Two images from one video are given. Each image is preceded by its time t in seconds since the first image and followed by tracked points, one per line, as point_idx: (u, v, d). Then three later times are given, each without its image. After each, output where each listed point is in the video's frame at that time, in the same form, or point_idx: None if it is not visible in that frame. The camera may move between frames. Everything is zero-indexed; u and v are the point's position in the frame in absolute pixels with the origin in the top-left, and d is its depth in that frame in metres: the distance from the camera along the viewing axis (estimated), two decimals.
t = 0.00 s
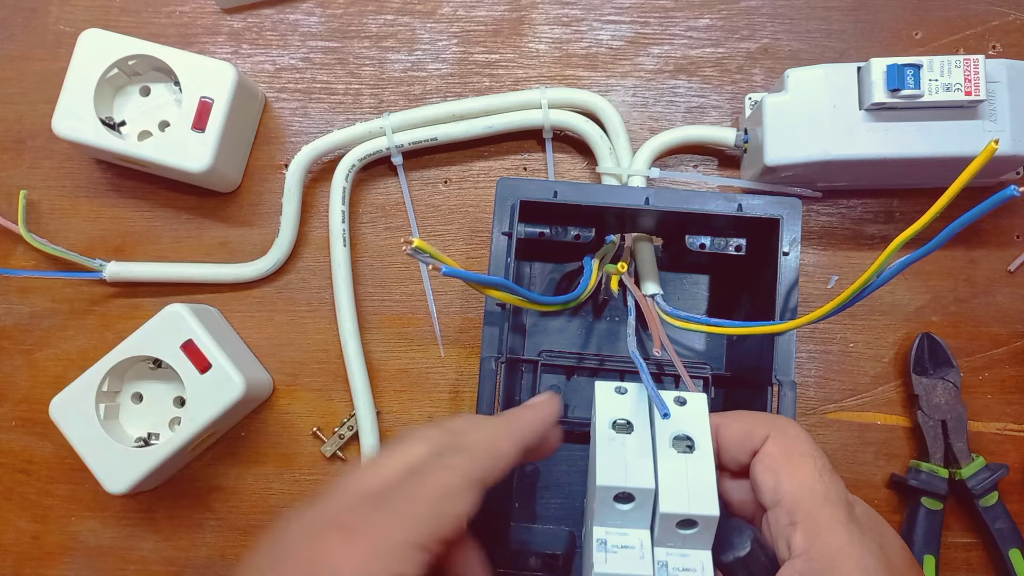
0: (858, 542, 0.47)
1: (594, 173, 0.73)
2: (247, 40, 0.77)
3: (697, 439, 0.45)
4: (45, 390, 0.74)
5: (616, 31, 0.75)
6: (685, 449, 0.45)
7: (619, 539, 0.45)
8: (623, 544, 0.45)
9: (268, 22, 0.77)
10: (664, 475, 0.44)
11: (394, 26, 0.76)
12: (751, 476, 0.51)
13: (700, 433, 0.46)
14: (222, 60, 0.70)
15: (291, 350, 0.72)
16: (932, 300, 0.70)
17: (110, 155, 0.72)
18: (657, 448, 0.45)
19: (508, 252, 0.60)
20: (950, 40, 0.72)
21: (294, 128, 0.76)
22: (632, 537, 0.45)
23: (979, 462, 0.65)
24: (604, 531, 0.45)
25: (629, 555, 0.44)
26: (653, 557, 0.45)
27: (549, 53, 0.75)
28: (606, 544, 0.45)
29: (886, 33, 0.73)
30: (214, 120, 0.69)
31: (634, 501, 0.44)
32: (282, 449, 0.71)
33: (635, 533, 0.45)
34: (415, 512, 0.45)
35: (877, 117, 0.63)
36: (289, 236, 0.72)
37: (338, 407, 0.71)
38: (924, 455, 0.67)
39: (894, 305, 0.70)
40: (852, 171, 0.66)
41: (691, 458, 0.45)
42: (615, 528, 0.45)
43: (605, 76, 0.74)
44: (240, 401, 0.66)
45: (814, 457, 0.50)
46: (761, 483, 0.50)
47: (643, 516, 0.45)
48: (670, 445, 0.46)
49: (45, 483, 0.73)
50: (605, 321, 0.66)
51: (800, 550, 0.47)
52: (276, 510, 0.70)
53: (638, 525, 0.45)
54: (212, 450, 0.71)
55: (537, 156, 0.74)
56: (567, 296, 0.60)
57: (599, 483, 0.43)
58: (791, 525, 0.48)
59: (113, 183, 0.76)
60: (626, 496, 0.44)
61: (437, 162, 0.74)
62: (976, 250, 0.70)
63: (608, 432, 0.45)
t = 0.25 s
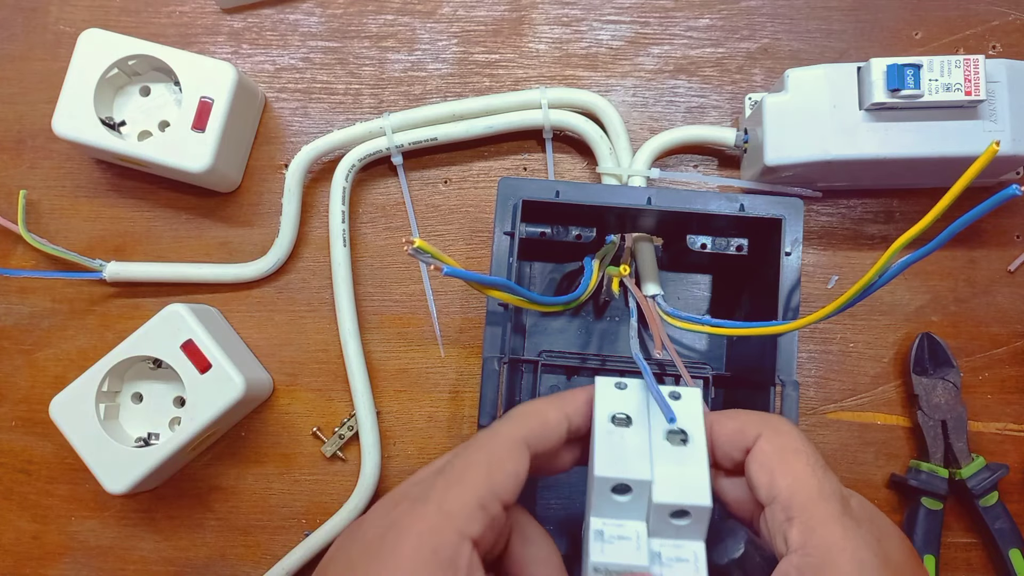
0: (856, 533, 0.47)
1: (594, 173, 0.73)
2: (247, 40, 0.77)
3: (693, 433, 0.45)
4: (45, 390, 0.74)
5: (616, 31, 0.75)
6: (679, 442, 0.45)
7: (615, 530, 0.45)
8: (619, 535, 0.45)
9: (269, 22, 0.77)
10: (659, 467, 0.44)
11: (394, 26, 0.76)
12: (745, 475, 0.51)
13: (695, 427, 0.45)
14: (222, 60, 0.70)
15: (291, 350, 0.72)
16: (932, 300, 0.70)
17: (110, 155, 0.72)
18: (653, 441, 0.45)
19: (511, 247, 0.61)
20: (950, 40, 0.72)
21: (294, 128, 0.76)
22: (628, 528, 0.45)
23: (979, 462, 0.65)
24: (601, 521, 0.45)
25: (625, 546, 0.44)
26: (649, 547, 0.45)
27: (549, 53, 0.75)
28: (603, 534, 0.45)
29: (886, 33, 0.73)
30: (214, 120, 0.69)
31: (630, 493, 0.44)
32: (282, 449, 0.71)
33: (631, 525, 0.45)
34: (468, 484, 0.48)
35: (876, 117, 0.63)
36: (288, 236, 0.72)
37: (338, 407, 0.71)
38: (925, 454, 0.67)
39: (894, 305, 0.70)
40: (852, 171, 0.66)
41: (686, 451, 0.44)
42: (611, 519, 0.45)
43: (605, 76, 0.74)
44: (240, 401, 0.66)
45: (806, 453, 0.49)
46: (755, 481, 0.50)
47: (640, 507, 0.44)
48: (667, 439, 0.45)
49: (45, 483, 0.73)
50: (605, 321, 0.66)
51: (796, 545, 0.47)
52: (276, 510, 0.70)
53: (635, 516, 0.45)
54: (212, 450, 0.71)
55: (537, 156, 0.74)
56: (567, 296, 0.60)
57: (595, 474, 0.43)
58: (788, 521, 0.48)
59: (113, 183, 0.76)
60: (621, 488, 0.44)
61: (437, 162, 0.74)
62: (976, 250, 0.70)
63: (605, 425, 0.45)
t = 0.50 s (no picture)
0: (829, 556, 0.44)
1: (594, 174, 0.73)
2: (247, 40, 0.77)
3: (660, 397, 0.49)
4: (45, 390, 0.74)
5: (616, 31, 0.75)
6: (646, 404, 0.49)
7: (584, 485, 0.47)
8: (588, 488, 0.47)
9: (268, 22, 0.77)
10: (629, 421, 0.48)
11: (394, 26, 0.76)
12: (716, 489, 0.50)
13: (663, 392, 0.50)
14: (222, 60, 0.70)
15: (291, 350, 0.72)
16: (932, 300, 0.70)
17: (110, 156, 0.72)
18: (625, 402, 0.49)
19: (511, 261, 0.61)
20: (950, 40, 0.72)
21: (294, 128, 0.76)
22: (598, 485, 0.47)
23: (979, 462, 0.65)
24: (571, 477, 0.47)
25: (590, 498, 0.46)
26: (615, 500, 0.46)
27: (549, 53, 0.75)
28: (573, 489, 0.47)
29: (886, 33, 0.73)
30: (214, 120, 0.69)
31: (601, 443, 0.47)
32: (282, 449, 0.71)
33: (599, 481, 0.47)
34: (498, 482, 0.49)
35: (876, 117, 0.63)
36: (288, 236, 0.72)
37: (338, 407, 0.71)
38: (925, 454, 0.67)
39: (894, 305, 0.70)
40: (852, 171, 0.66)
41: (650, 410, 0.49)
42: (581, 477, 0.47)
43: (605, 76, 0.74)
44: (240, 401, 0.66)
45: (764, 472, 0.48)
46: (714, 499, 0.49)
47: (607, 462, 0.46)
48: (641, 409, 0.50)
49: (45, 483, 0.73)
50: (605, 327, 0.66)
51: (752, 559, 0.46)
52: (276, 510, 0.70)
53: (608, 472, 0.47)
54: (212, 450, 0.71)
55: (537, 156, 0.74)
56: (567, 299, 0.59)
57: (567, 429, 0.47)
58: (743, 534, 0.47)
59: (113, 183, 0.76)
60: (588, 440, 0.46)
61: (437, 163, 0.74)
62: (976, 250, 0.70)
63: (581, 391, 0.50)
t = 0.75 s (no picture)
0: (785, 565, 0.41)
1: (594, 174, 0.73)
2: (247, 40, 0.77)
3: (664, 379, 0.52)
4: (46, 390, 0.74)
5: (616, 31, 0.75)
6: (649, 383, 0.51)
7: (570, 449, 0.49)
8: (584, 455, 0.49)
9: (269, 22, 0.77)
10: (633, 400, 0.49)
11: (394, 26, 0.76)
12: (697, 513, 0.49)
13: (667, 375, 0.52)
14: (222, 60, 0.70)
15: (291, 350, 0.73)
16: (932, 300, 0.70)
17: (110, 156, 0.72)
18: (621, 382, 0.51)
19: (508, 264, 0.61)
20: (949, 40, 0.72)
21: (294, 128, 0.76)
22: (594, 454, 0.49)
23: (978, 462, 0.65)
24: (571, 445, 0.49)
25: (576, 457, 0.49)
26: (610, 468, 0.48)
27: (549, 53, 0.75)
28: (570, 456, 0.49)
29: (886, 33, 0.73)
30: (214, 120, 0.69)
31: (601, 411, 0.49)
32: (282, 449, 0.71)
33: (596, 450, 0.49)
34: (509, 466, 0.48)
35: (876, 117, 0.63)
36: (289, 236, 0.72)
37: (338, 407, 0.72)
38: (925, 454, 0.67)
39: (894, 305, 0.70)
40: (852, 171, 0.66)
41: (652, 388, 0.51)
42: (580, 446, 0.49)
43: (605, 77, 0.74)
44: (240, 401, 0.66)
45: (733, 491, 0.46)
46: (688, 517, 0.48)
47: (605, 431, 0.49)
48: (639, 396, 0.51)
49: (45, 483, 0.73)
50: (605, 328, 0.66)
51: None
52: (276, 510, 0.70)
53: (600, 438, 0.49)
54: (212, 450, 0.71)
55: (537, 156, 0.74)
56: (567, 297, 0.59)
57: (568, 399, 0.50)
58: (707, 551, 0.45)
59: (113, 183, 0.76)
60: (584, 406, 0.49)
61: (438, 163, 0.74)
62: (976, 250, 0.70)
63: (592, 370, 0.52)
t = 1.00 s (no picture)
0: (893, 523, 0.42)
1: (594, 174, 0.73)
2: (247, 40, 0.77)
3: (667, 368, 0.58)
4: (45, 390, 0.74)
5: (616, 31, 0.75)
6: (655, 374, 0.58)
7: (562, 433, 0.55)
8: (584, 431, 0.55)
9: (269, 22, 0.77)
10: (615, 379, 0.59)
11: (394, 26, 0.76)
12: (705, 508, 0.50)
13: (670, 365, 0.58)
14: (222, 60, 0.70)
15: (291, 350, 0.73)
16: (932, 300, 0.70)
17: (110, 156, 0.72)
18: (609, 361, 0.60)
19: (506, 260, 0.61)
20: (950, 40, 0.72)
21: (294, 128, 0.76)
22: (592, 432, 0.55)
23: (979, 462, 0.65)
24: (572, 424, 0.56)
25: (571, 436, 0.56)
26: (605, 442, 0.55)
27: (549, 53, 0.75)
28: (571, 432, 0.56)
29: (886, 33, 0.73)
30: (214, 120, 0.69)
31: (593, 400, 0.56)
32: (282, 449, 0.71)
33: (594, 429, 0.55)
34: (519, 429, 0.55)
35: (876, 117, 0.63)
36: (287, 237, 0.72)
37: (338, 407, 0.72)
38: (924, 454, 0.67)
39: (895, 305, 0.69)
40: (853, 171, 0.66)
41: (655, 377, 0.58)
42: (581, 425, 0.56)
43: (605, 77, 0.74)
44: (241, 400, 0.66)
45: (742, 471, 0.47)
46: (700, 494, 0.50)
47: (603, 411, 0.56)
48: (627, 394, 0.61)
49: (45, 483, 0.73)
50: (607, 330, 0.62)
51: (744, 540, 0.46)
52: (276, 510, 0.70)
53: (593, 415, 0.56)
54: (212, 450, 0.71)
55: (537, 156, 0.74)
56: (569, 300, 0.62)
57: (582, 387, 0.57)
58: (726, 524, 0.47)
59: (113, 183, 0.76)
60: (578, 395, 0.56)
61: (438, 163, 0.74)
62: (975, 251, 0.71)
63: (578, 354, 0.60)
